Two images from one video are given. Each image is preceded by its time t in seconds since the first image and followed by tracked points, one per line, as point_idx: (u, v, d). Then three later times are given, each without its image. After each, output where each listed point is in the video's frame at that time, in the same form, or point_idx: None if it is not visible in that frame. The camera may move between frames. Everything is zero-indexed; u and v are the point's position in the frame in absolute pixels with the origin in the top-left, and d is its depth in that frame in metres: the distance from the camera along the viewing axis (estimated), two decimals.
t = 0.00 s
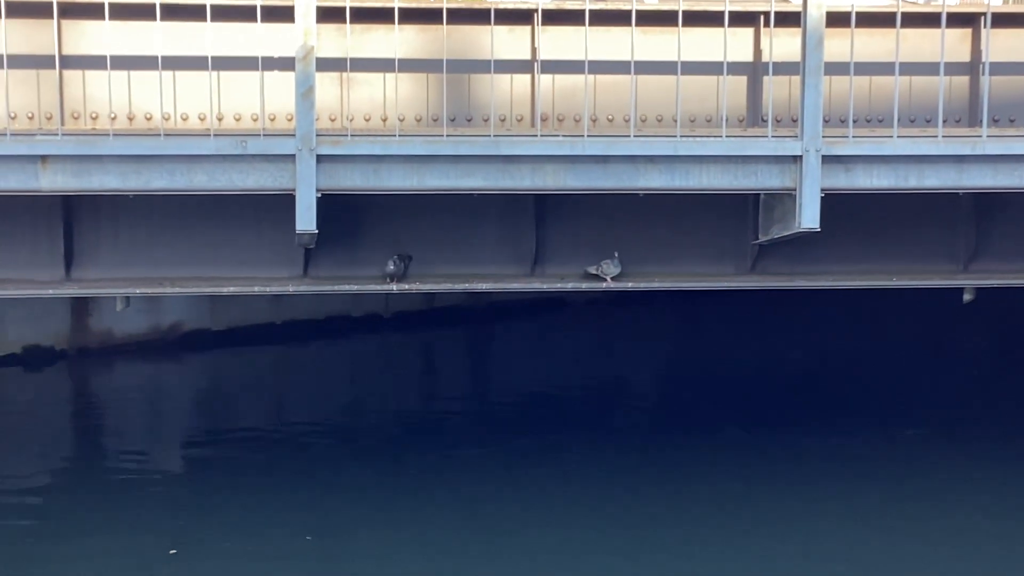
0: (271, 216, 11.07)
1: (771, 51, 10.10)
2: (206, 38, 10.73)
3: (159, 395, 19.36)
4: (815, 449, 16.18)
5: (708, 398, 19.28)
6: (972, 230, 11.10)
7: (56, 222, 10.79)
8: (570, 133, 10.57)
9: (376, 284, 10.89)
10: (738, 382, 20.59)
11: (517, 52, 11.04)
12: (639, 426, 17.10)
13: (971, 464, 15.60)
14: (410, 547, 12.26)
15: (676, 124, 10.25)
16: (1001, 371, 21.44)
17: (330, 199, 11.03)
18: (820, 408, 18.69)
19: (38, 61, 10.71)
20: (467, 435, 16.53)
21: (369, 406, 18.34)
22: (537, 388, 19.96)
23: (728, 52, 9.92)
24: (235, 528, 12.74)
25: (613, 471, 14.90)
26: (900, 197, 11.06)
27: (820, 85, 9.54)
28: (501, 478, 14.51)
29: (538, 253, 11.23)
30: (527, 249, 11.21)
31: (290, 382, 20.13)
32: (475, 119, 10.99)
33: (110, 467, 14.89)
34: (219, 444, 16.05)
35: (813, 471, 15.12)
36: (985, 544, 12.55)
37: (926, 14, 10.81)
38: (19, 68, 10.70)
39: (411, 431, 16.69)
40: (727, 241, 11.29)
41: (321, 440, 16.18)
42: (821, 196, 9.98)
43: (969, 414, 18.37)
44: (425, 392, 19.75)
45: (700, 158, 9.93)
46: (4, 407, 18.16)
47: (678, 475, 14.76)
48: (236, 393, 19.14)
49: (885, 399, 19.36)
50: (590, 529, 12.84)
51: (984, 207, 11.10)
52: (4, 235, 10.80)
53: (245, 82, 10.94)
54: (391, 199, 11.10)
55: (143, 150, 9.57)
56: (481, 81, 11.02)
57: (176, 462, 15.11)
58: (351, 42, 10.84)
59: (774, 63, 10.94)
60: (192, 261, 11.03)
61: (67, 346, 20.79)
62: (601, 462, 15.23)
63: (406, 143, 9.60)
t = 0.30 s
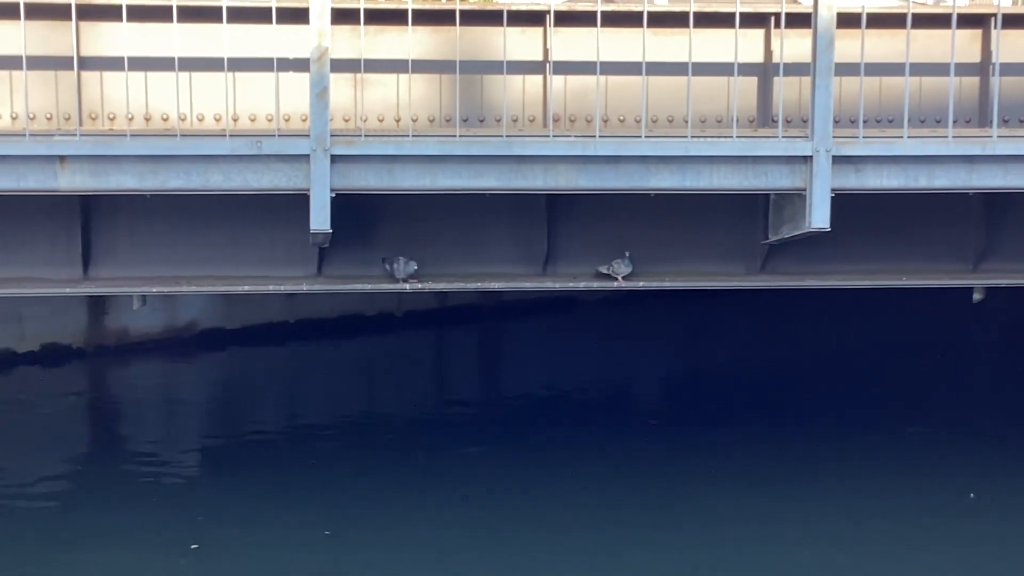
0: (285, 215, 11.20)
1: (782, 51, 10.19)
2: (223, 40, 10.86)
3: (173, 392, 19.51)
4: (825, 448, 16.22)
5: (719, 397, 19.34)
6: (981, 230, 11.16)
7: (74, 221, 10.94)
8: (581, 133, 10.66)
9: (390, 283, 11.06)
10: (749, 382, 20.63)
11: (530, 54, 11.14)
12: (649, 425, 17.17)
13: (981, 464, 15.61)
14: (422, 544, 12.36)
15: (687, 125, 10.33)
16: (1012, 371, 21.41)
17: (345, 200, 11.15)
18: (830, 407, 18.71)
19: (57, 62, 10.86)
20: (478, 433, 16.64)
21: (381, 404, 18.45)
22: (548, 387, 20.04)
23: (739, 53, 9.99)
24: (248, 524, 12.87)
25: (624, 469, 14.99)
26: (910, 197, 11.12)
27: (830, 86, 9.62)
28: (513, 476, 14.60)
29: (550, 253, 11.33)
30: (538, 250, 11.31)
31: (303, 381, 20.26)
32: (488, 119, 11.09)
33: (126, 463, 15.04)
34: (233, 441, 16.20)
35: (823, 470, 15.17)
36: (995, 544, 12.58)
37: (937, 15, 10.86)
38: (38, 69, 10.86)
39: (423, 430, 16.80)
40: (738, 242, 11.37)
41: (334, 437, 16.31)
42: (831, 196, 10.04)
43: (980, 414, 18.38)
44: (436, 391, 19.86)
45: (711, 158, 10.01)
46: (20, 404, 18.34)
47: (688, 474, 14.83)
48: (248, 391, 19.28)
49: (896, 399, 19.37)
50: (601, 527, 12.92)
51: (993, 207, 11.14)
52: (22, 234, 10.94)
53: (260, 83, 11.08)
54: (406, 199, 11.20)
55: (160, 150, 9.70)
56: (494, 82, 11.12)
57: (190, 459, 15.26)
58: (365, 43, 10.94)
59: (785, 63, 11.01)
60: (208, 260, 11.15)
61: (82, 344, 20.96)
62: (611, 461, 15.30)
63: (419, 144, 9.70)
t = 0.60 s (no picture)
0: (295, 214, 11.22)
1: (791, 51, 10.19)
2: (232, 39, 10.89)
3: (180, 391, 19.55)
4: (832, 448, 16.19)
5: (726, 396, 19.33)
6: (991, 229, 11.14)
7: (85, 220, 10.97)
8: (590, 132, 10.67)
9: (399, 282, 11.00)
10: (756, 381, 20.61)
11: (539, 53, 11.16)
12: (657, 424, 17.17)
13: (989, 464, 15.59)
14: (431, 543, 12.38)
15: (696, 124, 10.34)
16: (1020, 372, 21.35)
17: (354, 199, 11.17)
18: (837, 408, 18.67)
19: (68, 61, 10.90)
20: (486, 432, 16.64)
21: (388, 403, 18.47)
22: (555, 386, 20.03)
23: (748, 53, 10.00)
24: (256, 522, 12.90)
25: (631, 469, 14.99)
26: (919, 197, 11.11)
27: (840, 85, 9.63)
28: (520, 475, 14.60)
29: (559, 252, 11.33)
30: (547, 248, 11.30)
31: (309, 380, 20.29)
32: (497, 119, 11.10)
33: (133, 462, 15.07)
34: (240, 439, 16.22)
35: (830, 470, 15.17)
36: (1003, 545, 12.57)
37: (946, 15, 10.86)
38: (48, 67, 10.89)
39: (430, 428, 16.81)
40: (746, 241, 11.35)
41: (341, 436, 16.33)
42: (840, 196, 10.04)
43: (988, 414, 18.35)
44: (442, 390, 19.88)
45: (720, 158, 10.02)
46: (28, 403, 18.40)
47: (696, 474, 14.82)
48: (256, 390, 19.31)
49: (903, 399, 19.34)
50: (608, 526, 12.92)
51: (1003, 207, 11.12)
52: (32, 233, 10.96)
53: (270, 83, 11.11)
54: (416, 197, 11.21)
55: (170, 149, 9.73)
56: (502, 81, 11.14)
57: (198, 457, 15.28)
58: (374, 42, 10.96)
59: (794, 63, 11.00)
60: (217, 258, 11.17)
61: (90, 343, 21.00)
62: (618, 460, 15.30)
63: (428, 143, 9.72)
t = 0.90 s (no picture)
0: (298, 214, 11.19)
1: (796, 51, 10.17)
2: (236, 39, 10.86)
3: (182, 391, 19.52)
4: (835, 449, 16.17)
5: (728, 397, 19.31)
6: (996, 229, 11.10)
7: (88, 220, 10.94)
8: (594, 132, 10.64)
9: (402, 283, 10.99)
10: (757, 381, 20.58)
11: (544, 54, 11.12)
12: (659, 425, 17.14)
13: (993, 465, 15.58)
14: (434, 543, 12.36)
15: (700, 125, 10.33)
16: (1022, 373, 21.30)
17: (358, 199, 11.14)
18: (839, 408, 18.65)
19: (71, 61, 10.88)
20: (488, 432, 16.62)
21: (389, 403, 18.45)
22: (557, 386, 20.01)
23: (753, 53, 9.98)
24: (259, 522, 12.87)
25: (634, 469, 14.97)
26: (924, 198, 11.07)
27: (845, 85, 9.61)
28: (522, 476, 14.57)
29: (563, 252, 11.30)
30: (551, 249, 11.28)
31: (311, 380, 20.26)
32: (501, 119, 11.07)
33: (136, 462, 15.04)
34: (242, 439, 16.21)
35: (834, 471, 15.15)
36: (1007, 545, 12.56)
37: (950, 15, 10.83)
38: (52, 67, 10.87)
39: (432, 429, 16.78)
40: (751, 242, 11.32)
41: (342, 436, 16.30)
42: (845, 196, 10.02)
43: (991, 415, 18.33)
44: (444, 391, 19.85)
45: (724, 158, 10.00)
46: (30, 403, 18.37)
47: (698, 474, 14.80)
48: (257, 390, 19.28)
49: (905, 400, 19.32)
50: (612, 527, 12.90)
51: (1008, 208, 11.07)
52: (35, 233, 10.94)
53: (273, 82, 11.08)
54: (421, 197, 11.19)
55: (173, 149, 9.70)
56: (507, 82, 11.11)
57: (200, 457, 15.26)
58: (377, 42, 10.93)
59: (798, 63, 10.97)
60: (219, 258, 11.14)
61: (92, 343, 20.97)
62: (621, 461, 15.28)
63: (432, 143, 9.70)
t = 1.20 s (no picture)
0: (296, 215, 11.18)
1: (794, 53, 10.18)
2: (234, 39, 10.86)
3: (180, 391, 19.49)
4: (832, 450, 16.19)
5: (726, 398, 19.31)
6: (994, 231, 11.06)
7: (85, 221, 10.93)
8: (593, 133, 10.64)
9: (401, 284, 11.00)
10: (755, 382, 20.57)
11: (542, 55, 11.12)
12: (656, 426, 17.14)
13: (991, 466, 15.59)
14: (434, 543, 12.38)
15: (698, 126, 10.34)
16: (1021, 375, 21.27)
17: (357, 200, 11.11)
18: (837, 409, 18.67)
19: (69, 61, 10.86)
20: (486, 433, 16.61)
21: (387, 404, 18.44)
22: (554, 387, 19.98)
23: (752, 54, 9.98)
24: (258, 522, 12.88)
25: (632, 470, 14.98)
26: (924, 200, 11.03)
27: (843, 86, 9.62)
28: (520, 476, 14.58)
29: (561, 253, 11.28)
30: (549, 250, 11.27)
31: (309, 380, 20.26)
32: (500, 120, 11.07)
33: (133, 462, 15.02)
34: (240, 439, 16.20)
35: (831, 472, 15.16)
36: (1004, 547, 12.59)
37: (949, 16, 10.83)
38: (49, 67, 10.85)
39: (430, 430, 16.78)
40: (749, 243, 11.31)
41: (340, 437, 16.29)
42: (843, 198, 10.04)
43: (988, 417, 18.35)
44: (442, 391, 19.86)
45: (723, 159, 10.01)
46: (28, 403, 18.36)
47: (696, 475, 14.81)
48: (255, 390, 19.28)
49: (903, 401, 19.34)
50: (610, 528, 12.91)
51: (1008, 210, 11.03)
52: (33, 234, 10.93)
53: (271, 83, 11.07)
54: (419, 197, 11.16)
55: (171, 149, 9.69)
56: (505, 83, 11.10)
57: (198, 458, 15.24)
58: (376, 43, 10.92)
59: (797, 65, 10.97)
60: (217, 259, 11.13)
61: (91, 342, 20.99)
62: (619, 462, 15.29)
63: (430, 144, 9.71)
